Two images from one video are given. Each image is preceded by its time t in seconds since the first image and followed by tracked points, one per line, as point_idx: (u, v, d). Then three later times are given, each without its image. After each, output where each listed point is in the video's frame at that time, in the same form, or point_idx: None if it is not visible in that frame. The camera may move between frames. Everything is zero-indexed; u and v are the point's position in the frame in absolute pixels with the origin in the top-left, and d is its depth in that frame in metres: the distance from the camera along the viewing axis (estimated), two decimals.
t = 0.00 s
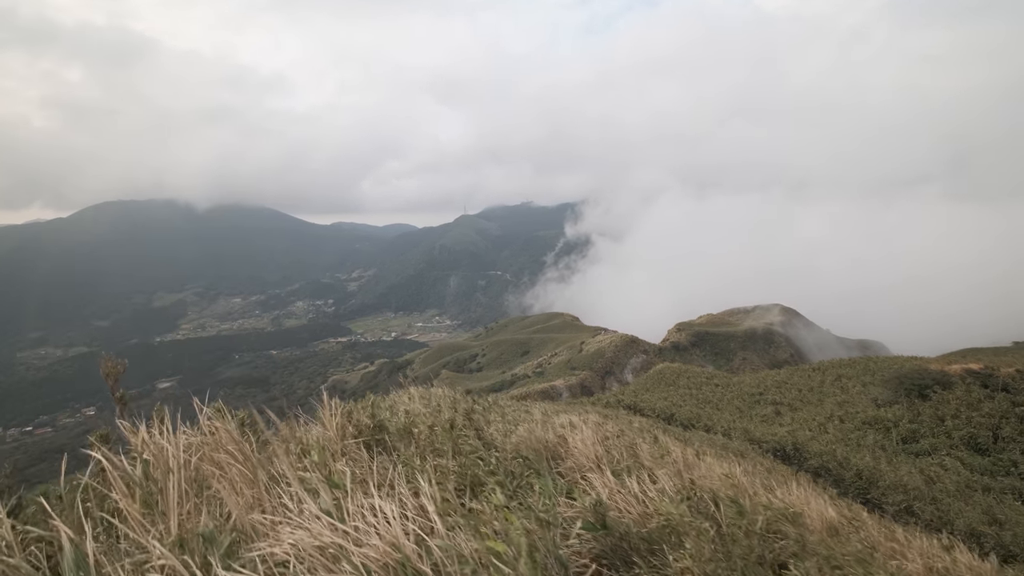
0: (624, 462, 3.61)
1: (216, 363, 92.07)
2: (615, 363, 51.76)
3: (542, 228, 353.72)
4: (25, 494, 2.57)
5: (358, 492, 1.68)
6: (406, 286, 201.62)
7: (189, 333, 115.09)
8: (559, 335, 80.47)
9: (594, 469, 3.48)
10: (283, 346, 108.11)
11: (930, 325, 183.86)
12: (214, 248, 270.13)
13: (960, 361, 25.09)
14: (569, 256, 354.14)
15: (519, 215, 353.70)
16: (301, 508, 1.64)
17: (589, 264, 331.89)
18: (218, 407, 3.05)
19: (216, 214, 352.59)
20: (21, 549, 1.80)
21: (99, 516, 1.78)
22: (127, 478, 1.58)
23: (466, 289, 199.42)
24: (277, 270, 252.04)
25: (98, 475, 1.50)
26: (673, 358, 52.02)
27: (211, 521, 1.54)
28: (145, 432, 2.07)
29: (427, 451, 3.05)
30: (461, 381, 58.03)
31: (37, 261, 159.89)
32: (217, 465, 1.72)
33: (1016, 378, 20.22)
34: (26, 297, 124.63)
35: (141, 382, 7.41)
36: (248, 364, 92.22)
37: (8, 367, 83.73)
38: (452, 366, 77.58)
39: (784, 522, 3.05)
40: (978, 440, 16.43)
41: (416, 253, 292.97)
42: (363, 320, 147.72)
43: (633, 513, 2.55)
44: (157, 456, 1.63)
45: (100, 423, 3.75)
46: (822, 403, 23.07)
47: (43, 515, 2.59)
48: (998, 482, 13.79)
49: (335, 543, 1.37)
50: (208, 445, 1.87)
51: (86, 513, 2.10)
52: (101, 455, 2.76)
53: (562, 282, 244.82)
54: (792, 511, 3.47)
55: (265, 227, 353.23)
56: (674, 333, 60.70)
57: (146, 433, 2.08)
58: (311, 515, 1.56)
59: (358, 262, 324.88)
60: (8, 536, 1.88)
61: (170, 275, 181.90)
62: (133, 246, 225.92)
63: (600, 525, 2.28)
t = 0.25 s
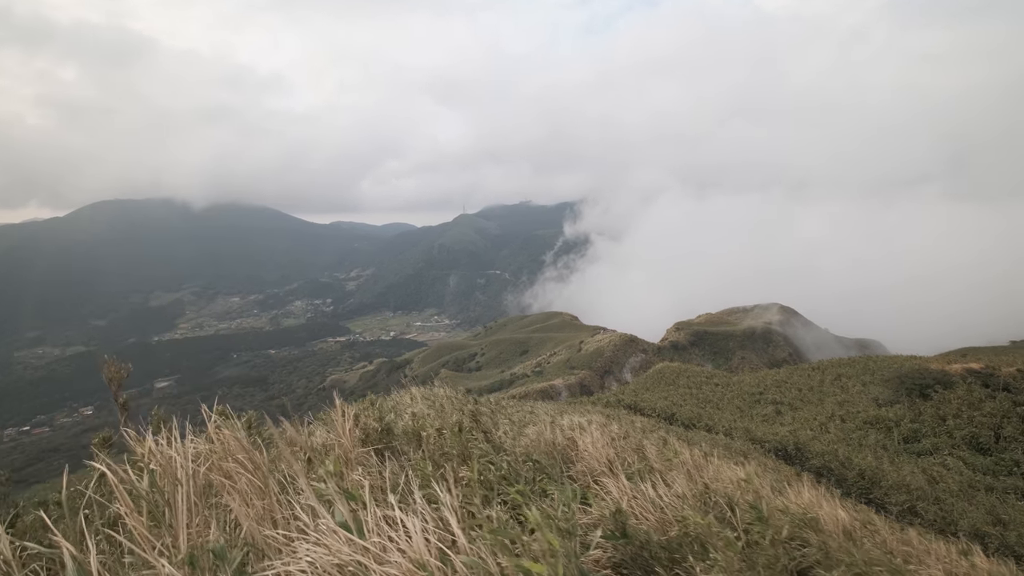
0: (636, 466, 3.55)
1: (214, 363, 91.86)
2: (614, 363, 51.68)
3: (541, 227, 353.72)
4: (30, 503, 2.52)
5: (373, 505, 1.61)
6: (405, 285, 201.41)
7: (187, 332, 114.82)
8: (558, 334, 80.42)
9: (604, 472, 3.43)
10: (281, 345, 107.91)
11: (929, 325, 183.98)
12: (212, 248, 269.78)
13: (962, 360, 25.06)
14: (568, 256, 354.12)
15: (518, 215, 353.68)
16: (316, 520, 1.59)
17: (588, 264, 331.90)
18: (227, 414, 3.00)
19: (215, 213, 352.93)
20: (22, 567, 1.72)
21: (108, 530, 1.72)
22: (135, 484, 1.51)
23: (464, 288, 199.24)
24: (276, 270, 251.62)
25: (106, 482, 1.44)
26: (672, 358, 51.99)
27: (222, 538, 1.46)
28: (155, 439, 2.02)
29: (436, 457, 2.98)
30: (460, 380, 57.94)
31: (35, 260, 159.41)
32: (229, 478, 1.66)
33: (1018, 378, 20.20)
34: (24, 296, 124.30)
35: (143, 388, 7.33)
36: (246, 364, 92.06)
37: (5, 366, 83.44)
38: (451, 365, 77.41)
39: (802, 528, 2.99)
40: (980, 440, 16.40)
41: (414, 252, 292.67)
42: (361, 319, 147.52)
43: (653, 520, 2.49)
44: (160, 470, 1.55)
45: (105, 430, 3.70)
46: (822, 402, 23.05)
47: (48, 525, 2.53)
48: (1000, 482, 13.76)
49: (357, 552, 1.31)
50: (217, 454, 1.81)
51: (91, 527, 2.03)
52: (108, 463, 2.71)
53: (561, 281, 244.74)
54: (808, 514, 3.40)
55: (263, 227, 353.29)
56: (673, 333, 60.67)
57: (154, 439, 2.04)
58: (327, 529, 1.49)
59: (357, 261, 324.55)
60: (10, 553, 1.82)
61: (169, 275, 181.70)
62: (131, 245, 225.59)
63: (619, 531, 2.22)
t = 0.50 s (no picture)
0: (647, 469, 3.48)
1: (212, 363, 91.63)
2: (612, 362, 51.62)
3: (540, 227, 353.70)
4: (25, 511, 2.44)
5: (387, 519, 1.54)
6: (404, 285, 201.17)
7: (185, 332, 114.54)
8: (557, 334, 80.34)
9: (614, 476, 3.38)
10: (279, 345, 107.67)
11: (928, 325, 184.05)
12: (210, 248, 269.31)
13: (961, 360, 25.05)
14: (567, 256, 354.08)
15: (516, 215, 353.65)
16: (325, 534, 1.52)
17: (587, 263, 331.95)
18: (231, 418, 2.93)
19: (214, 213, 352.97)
20: None
21: (108, 542, 1.66)
22: (136, 495, 1.44)
23: (463, 288, 199.07)
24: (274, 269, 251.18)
25: (106, 498, 1.36)
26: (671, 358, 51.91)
27: (232, 548, 1.40)
28: (160, 444, 1.96)
29: (444, 459, 2.94)
30: (458, 380, 57.82)
31: (31, 260, 158.73)
32: (238, 490, 1.59)
33: (1018, 378, 20.17)
34: (21, 296, 123.82)
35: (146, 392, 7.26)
36: (244, 364, 91.86)
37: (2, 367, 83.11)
38: (450, 365, 77.23)
39: (818, 534, 2.94)
40: (981, 440, 16.38)
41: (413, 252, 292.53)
42: (360, 319, 147.27)
43: (669, 527, 2.45)
44: (165, 479, 1.46)
45: (106, 433, 3.63)
46: (822, 402, 23.03)
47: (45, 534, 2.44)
48: (1002, 482, 13.72)
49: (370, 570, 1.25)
50: (224, 460, 1.74)
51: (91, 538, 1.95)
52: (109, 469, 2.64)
53: (560, 281, 244.76)
54: (820, 517, 3.36)
55: (262, 227, 353.18)
56: (671, 332, 60.66)
57: (155, 448, 1.97)
58: (336, 540, 1.44)
59: (356, 261, 324.11)
60: (6, 567, 1.74)
61: (166, 275, 181.36)
62: (129, 245, 225.20)
63: (635, 536, 2.18)
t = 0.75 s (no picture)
0: (654, 475, 3.45)
1: (211, 362, 91.64)
2: (612, 361, 51.58)
3: (539, 227, 353.71)
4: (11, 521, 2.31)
5: (394, 530, 1.47)
6: (403, 284, 201.05)
7: (184, 331, 114.56)
8: (556, 333, 80.30)
9: (625, 483, 3.30)
10: (278, 345, 107.58)
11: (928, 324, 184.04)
12: (209, 248, 269.01)
13: (961, 359, 25.01)
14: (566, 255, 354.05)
15: (515, 214, 353.69)
16: (330, 550, 1.44)
17: (586, 262, 331.95)
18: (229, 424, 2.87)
19: (213, 213, 352.90)
20: None
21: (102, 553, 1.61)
22: (128, 496, 1.37)
23: (462, 287, 198.87)
24: (273, 269, 251.03)
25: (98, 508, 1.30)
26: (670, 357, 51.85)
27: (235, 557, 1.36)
28: (161, 454, 1.90)
29: (449, 465, 2.89)
30: (457, 379, 57.72)
31: (30, 260, 158.55)
32: (237, 504, 1.50)
33: (1019, 377, 20.14)
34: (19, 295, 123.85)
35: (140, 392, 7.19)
36: (244, 363, 91.82)
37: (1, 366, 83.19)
38: (449, 365, 77.09)
39: (830, 542, 2.88)
40: (982, 439, 16.34)
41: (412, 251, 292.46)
42: (359, 318, 147.16)
43: (681, 535, 2.38)
44: (155, 490, 1.33)
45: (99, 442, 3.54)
46: (822, 401, 22.99)
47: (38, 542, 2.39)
48: (1003, 481, 13.68)
49: (373, 572, 1.21)
50: (221, 471, 1.66)
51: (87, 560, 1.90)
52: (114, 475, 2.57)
53: (559, 280, 244.83)
54: (826, 520, 3.32)
55: (261, 226, 353.15)
56: (670, 331, 60.58)
57: (157, 456, 1.89)
58: (336, 554, 1.38)
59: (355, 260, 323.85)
60: None
61: (165, 275, 181.29)
62: (128, 245, 225.03)
63: (643, 541, 2.15)
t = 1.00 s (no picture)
0: (659, 477, 3.41)
1: (211, 360, 91.78)
2: (612, 359, 51.56)
3: (539, 225, 353.69)
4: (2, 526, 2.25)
5: (397, 542, 1.43)
6: (403, 283, 201.05)
7: (185, 330, 114.69)
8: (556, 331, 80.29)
9: (630, 486, 3.25)
10: (278, 343, 107.67)
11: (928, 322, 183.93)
12: (209, 246, 268.89)
13: (962, 358, 24.95)
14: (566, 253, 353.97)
15: (515, 212, 353.62)
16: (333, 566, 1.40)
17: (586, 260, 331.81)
18: (227, 431, 2.80)
19: (213, 212, 352.97)
20: None
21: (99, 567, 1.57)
22: (123, 508, 1.33)
23: (462, 285, 198.84)
24: (273, 267, 251.05)
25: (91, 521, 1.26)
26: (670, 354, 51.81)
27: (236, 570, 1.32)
28: (157, 465, 1.85)
29: (452, 471, 2.84)
30: (457, 377, 57.67)
31: (30, 258, 158.67)
32: (235, 515, 1.45)
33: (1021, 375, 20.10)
34: (20, 293, 124.02)
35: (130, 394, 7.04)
36: (244, 362, 91.89)
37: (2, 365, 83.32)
38: (449, 363, 77.11)
39: (843, 548, 2.83)
40: (984, 438, 16.30)
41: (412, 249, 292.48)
42: (359, 317, 147.21)
43: (693, 544, 2.32)
44: (152, 509, 1.28)
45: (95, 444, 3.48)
46: (823, 399, 22.94)
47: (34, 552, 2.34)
48: (1005, 480, 13.65)
49: None
50: (218, 481, 1.61)
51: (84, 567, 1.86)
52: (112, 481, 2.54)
53: (559, 278, 245.01)
54: (836, 524, 3.27)
55: (261, 224, 353.11)
56: (670, 329, 60.59)
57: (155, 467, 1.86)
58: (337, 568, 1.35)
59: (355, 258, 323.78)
60: None
61: (165, 273, 181.13)
62: (128, 243, 224.93)
63: (653, 549, 2.10)
